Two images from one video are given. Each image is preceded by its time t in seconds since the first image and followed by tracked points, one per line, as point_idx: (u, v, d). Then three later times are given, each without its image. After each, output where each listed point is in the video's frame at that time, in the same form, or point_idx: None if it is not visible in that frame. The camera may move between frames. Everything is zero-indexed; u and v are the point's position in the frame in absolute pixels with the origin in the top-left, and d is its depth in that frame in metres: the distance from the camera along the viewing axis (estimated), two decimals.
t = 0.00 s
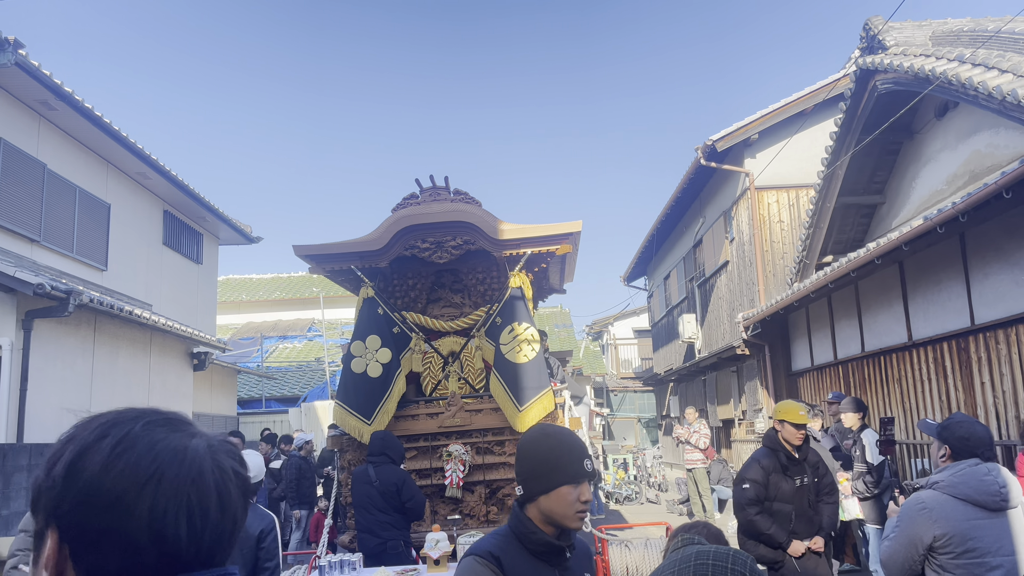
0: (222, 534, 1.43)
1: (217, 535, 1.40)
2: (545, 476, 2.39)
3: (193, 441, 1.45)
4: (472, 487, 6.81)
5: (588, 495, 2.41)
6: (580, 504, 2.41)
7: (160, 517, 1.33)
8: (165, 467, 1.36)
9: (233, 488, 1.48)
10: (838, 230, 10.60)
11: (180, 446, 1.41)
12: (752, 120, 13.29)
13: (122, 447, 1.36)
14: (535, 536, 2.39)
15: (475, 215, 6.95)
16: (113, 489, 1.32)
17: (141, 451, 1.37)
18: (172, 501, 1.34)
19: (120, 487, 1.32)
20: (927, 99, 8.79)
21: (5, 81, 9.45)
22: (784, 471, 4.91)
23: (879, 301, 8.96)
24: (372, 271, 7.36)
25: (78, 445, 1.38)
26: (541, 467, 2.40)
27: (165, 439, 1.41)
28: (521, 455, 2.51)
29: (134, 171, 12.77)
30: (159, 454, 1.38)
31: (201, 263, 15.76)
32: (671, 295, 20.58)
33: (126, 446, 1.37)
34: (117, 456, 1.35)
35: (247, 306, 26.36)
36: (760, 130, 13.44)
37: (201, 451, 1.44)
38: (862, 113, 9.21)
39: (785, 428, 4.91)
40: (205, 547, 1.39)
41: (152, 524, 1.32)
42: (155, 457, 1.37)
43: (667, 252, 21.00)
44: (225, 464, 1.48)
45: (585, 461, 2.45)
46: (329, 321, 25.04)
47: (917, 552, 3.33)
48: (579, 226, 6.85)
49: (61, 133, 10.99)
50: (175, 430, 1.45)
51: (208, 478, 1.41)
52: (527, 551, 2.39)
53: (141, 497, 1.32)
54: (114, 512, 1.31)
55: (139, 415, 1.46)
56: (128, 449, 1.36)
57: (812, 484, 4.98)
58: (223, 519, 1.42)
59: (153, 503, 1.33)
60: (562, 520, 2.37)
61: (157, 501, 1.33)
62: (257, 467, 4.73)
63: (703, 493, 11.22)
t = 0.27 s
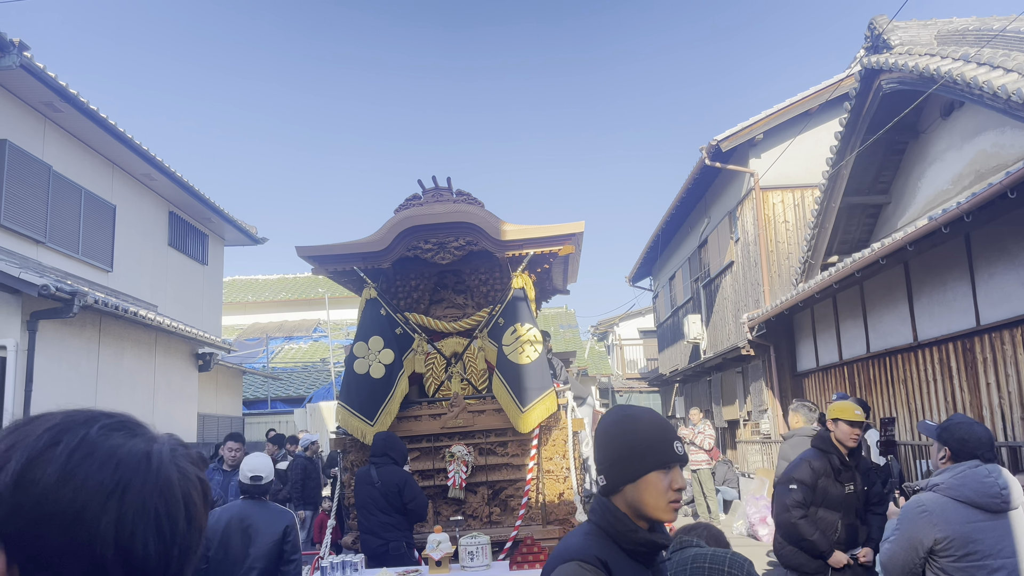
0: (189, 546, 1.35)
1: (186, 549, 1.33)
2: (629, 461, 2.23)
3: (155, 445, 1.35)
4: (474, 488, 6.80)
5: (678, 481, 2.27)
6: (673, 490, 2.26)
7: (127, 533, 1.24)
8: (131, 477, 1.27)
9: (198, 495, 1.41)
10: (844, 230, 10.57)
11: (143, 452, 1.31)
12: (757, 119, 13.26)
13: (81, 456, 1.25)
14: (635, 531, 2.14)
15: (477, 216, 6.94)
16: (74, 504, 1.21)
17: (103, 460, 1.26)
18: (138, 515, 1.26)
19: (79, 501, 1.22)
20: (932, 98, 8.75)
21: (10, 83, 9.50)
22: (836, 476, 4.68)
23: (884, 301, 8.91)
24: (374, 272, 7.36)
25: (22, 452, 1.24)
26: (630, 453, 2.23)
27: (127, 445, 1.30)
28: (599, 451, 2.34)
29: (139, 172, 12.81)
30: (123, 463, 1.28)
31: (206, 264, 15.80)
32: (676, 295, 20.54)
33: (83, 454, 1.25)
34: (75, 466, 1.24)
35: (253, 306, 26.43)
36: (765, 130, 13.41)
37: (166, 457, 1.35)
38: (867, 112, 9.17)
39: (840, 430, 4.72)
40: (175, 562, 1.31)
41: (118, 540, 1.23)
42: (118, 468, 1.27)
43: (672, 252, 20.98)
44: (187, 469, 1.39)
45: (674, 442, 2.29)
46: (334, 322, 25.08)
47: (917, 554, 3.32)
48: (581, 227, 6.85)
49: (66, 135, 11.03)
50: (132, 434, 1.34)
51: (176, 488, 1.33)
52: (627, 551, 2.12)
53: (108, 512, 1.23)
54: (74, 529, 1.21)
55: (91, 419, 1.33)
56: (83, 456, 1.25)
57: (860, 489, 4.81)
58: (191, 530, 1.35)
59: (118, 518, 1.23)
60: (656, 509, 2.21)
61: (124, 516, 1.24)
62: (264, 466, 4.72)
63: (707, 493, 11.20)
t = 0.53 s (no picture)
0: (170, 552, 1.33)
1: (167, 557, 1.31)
2: (792, 464, 2.11)
3: (129, 442, 1.32)
4: (482, 487, 6.81)
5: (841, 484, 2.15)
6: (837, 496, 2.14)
7: (103, 540, 1.21)
8: (106, 480, 1.24)
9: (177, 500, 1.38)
10: (853, 230, 10.52)
11: (116, 451, 1.28)
12: (766, 119, 13.22)
13: (53, 459, 1.21)
14: (804, 548, 2.05)
15: (484, 216, 6.95)
16: (47, 512, 1.18)
17: (76, 462, 1.23)
18: (114, 520, 1.23)
19: (49, 505, 1.18)
20: (942, 97, 8.70)
21: (20, 84, 9.58)
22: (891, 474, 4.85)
23: (894, 301, 8.86)
24: (381, 272, 7.38)
25: None
26: (791, 453, 2.11)
27: (98, 444, 1.27)
28: (753, 449, 2.20)
29: (149, 173, 12.88)
30: (95, 463, 1.24)
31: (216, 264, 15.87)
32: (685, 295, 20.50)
33: (54, 456, 1.21)
34: (47, 470, 1.20)
35: (262, 307, 26.52)
36: (774, 129, 13.36)
37: (143, 458, 1.31)
38: (877, 111, 9.12)
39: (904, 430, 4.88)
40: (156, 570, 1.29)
41: (94, 547, 1.21)
42: (90, 470, 1.23)
43: (681, 252, 20.94)
44: (162, 468, 1.35)
45: (829, 444, 2.18)
46: (343, 322, 25.13)
47: (925, 555, 3.29)
48: (588, 227, 6.84)
49: (76, 136, 11.10)
50: (97, 431, 1.29)
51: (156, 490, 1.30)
52: (794, 566, 2.03)
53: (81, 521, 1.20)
54: (45, 540, 1.17)
55: (56, 415, 1.28)
56: (51, 459, 1.21)
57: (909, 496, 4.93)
58: (169, 534, 1.32)
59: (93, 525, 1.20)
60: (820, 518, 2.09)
61: (99, 522, 1.21)
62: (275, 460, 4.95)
63: (716, 494, 11.17)
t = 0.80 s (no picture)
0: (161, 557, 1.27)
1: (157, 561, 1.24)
2: (1005, 434, 1.89)
3: (114, 439, 1.26)
4: (491, 486, 6.81)
5: None
6: None
7: (88, 541, 1.15)
8: (90, 478, 1.18)
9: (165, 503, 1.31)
10: (865, 229, 10.45)
11: (98, 448, 1.22)
12: (777, 117, 13.16)
13: (31, 458, 1.15)
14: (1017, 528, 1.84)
15: (493, 215, 6.94)
16: (27, 514, 1.11)
17: (57, 458, 1.16)
18: (99, 521, 1.17)
19: (31, 507, 1.12)
20: (956, 94, 8.62)
21: (33, 84, 9.66)
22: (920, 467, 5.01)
23: (906, 299, 8.80)
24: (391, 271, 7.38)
25: None
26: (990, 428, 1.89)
27: (77, 440, 1.20)
28: (949, 424, 1.95)
29: (161, 173, 12.94)
30: (77, 460, 1.18)
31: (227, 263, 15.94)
32: (696, 295, 20.43)
33: (30, 453, 1.15)
34: (24, 469, 1.13)
35: (273, 306, 26.63)
36: (785, 127, 13.30)
37: (129, 456, 1.26)
38: (889, 108, 9.05)
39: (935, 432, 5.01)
40: None
41: (80, 550, 1.14)
42: (72, 467, 1.17)
43: (692, 251, 20.87)
44: (146, 464, 1.30)
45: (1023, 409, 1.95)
46: (354, 321, 25.18)
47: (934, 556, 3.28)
48: (598, 225, 6.82)
49: (88, 136, 11.17)
50: (79, 425, 1.23)
51: (143, 490, 1.25)
52: (1010, 551, 1.83)
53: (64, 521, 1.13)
54: (24, 544, 1.10)
55: (31, 409, 1.22)
56: (31, 457, 1.14)
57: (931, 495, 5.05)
58: (156, 536, 1.26)
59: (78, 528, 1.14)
60: None
61: (83, 523, 1.15)
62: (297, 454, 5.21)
63: (726, 494, 11.11)
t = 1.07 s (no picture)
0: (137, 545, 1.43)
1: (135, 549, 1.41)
2: None
3: (92, 436, 1.41)
4: (501, 485, 6.81)
5: None
6: None
7: (73, 533, 1.31)
8: (74, 474, 1.34)
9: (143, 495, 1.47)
10: (878, 227, 10.38)
11: (79, 445, 1.37)
12: (789, 114, 13.09)
13: (18, 456, 1.29)
14: None
15: (502, 213, 6.93)
16: (17, 507, 1.26)
17: (43, 456, 1.31)
18: (83, 513, 1.33)
19: (19, 501, 1.27)
20: (969, 91, 8.54)
21: (45, 83, 9.73)
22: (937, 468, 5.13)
23: (919, 298, 8.73)
24: (401, 269, 7.39)
25: None
26: None
27: (61, 435, 1.35)
28: None
29: (173, 172, 13.02)
30: (60, 457, 1.33)
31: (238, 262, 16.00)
32: (707, 293, 20.35)
33: (18, 451, 1.30)
34: (12, 465, 1.28)
35: (285, 304, 26.73)
36: (797, 125, 13.23)
37: (109, 453, 1.41)
38: (902, 106, 8.99)
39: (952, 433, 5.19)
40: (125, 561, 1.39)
41: (63, 538, 1.30)
42: (56, 465, 1.32)
43: (703, 250, 20.79)
44: (126, 457, 1.46)
45: None
46: (365, 320, 25.23)
47: (943, 557, 3.25)
48: (608, 224, 6.81)
49: (101, 135, 11.24)
50: (63, 422, 1.38)
51: (122, 487, 1.40)
52: None
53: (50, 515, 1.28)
54: (13, 534, 1.25)
55: (15, 404, 1.36)
56: (17, 454, 1.29)
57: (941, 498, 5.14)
58: (136, 525, 1.42)
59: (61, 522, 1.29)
60: None
61: (67, 516, 1.31)
62: (318, 454, 5.23)
63: (738, 493, 11.05)
